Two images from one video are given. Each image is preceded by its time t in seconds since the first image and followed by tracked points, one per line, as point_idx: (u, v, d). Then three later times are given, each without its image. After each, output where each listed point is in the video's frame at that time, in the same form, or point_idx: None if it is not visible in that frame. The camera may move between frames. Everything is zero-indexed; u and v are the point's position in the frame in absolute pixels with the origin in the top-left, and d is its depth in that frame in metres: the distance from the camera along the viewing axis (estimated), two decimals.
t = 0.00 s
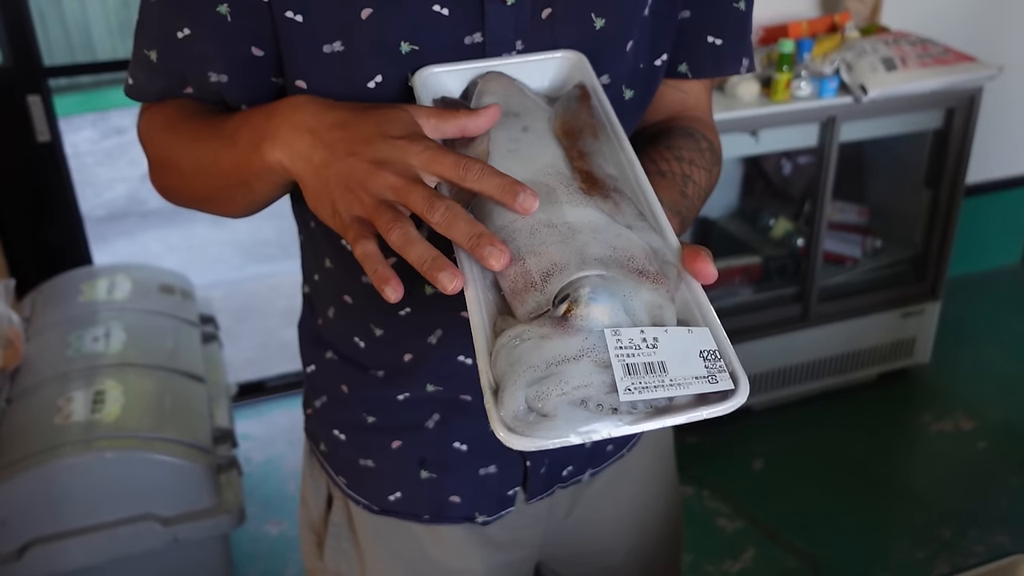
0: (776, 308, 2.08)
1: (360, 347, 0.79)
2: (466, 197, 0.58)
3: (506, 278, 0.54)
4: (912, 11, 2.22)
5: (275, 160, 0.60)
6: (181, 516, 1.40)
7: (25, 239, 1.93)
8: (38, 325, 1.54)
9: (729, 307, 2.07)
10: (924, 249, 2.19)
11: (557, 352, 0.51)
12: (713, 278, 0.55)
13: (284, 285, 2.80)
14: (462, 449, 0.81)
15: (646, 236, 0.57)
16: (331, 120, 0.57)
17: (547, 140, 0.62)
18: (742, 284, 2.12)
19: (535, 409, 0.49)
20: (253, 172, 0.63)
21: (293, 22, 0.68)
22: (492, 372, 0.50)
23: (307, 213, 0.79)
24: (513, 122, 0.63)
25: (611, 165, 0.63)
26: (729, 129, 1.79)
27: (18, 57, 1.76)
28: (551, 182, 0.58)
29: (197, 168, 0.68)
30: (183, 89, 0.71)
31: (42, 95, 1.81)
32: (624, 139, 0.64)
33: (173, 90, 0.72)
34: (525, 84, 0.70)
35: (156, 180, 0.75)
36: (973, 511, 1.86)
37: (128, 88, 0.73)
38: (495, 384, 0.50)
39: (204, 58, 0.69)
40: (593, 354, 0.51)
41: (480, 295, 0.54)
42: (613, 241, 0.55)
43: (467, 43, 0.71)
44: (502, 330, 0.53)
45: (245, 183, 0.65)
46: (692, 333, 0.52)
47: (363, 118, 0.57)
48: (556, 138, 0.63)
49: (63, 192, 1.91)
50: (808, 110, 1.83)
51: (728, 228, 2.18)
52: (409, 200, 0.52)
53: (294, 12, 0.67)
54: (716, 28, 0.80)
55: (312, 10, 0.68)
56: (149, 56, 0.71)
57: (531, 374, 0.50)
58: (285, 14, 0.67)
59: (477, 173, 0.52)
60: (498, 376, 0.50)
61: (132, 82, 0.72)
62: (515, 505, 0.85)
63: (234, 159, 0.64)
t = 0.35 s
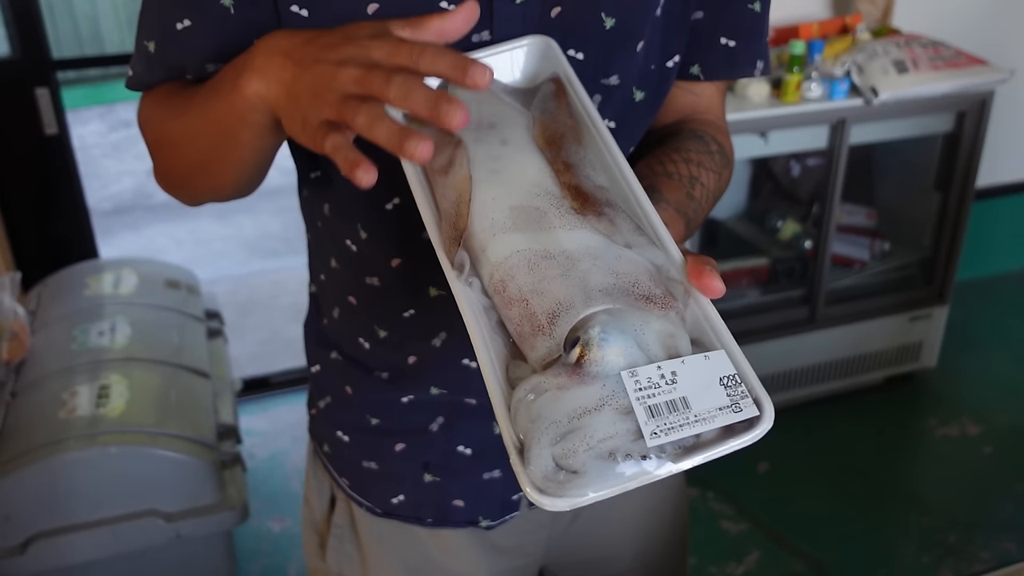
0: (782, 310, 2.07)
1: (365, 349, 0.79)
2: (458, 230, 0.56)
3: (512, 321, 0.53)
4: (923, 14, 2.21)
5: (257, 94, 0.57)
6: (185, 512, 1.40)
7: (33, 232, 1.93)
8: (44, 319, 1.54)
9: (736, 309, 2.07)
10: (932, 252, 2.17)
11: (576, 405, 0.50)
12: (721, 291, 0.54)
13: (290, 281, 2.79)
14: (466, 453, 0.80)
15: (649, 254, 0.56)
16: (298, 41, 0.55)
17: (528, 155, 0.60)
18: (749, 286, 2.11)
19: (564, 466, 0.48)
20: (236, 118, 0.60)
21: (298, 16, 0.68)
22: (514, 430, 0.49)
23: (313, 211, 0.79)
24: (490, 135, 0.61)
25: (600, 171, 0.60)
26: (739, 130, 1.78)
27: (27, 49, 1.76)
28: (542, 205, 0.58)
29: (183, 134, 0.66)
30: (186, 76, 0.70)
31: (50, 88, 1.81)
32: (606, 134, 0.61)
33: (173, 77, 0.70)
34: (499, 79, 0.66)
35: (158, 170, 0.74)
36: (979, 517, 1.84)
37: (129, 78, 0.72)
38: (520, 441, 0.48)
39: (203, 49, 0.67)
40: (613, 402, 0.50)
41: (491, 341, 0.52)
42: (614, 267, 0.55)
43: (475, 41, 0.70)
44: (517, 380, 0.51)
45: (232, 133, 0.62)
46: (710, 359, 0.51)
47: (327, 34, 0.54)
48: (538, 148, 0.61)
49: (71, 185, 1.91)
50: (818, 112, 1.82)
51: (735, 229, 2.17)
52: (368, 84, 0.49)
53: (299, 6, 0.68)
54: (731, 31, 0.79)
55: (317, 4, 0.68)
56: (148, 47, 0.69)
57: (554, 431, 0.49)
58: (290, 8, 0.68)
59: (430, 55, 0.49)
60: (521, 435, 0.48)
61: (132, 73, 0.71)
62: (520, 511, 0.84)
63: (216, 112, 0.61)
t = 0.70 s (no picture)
0: (783, 311, 2.07)
1: (355, 346, 0.78)
2: (431, 251, 0.59)
3: (482, 338, 0.55)
4: (926, 14, 2.19)
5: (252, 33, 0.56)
6: (181, 511, 1.39)
7: (32, 228, 1.93)
8: (42, 316, 1.54)
9: (737, 309, 2.06)
10: (935, 253, 2.16)
11: (538, 419, 0.51)
12: (695, 310, 0.53)
13: (291, 279, 2.79)
14: (453, 453, 0.80)
15: (621, 270, 0.57)
16: None
17: (505, 177, 0.64)
18: (751, 286, 2.11)
19: (523, 483, 0.49)
20: (229, 58, 0.58)
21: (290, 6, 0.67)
22: (475, 446, 0.50)
23: (306, 205, 0.78)
24: (469, 160, 0.64)
25: (578, 194, 0.63)
26: (740, 130, 1.77)
27: (27, 45, 1.76)
28: (515, 223, 0.60)
29: (182, 103, 0.64)
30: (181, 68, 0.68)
31: (51, 84, 1.80)
32: (588, 158, 0.64)
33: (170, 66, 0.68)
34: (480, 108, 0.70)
35: (162, 169, 0.71)
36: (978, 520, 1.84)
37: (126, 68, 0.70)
38: (480, 458, 0.49)
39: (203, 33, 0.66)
40: (576, 416, 0.50)
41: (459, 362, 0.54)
42: (586, 283, 0.57)
43: (467, 37, 0.70)
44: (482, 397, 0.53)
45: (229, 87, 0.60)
46: (677, 373, 0.51)
47: None
48: (517, 171, 0.64)
49: (71, 182, 1.90)
50: (820, 112, 1.81)
51: (737, 232, 2.18)
52: None
53: None
54: (732, 33, 0.79)
55: None
56: (145, 34, 0.67)
57: (513, 447, 0.49)
58: None
59: None
60: (481, 451, 0.50)
61: (129, 62, 0.69)
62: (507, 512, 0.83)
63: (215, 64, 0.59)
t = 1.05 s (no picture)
0: (785, 312, 2.06)
1: (353, 340, 0.78)
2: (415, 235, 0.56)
3: (467, 320, 0.53)
4: (931, 15, 2.19)
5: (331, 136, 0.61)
6: (182, 509, 1.39)
7: (34, 225, 1.93)
8: (44, 313, 1.54)
9: (739, 310, 2.06)
10: (938, 255, 2.16)
11: (523, 389, 0.49)
12: (670, 277, 0.53)
13: (293, 278, 2.79)
14: (449, 452, 0.80)
15: (603, 246, 0.56)
16: (389, 100, 0.59)
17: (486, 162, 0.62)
18: (753, 287, 2.11)
19: (510, 453, 0.47)
20: (297, 144, 0.62)
21: None
22: (461, 423, 0.49)
23: (308, 199, 0.79)
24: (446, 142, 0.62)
25: (559, 178, 0.62)
26: (743, 132, 1.77)
27: (31, 42, 1.76)
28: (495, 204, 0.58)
29: (221, 146, 0.66)
30: (189, 58, 0.68)
31: (54, 81, 1.80)
32: (568, 144, 0.63)
33: (177, 57, 0.68)
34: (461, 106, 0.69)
35: (156, 155, 0.71)
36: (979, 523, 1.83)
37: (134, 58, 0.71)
38: (467, 433, 0.48)
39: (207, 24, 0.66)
40: (560, 383, 0.49)
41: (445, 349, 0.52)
42: (567, 258, 0.54)
43: (473, 33, 0.70)
44: (467, 373, 0.51)
45: (283, 157, 0.64)
46: (662, 338, 0.50)
47: (420, 104, 0.59)
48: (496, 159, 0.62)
49: (73, 179, 1.90)
50: (823, 114, 1.81)
51: (740, 232, 2.18)
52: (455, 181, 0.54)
53: None
54: (740, 37, 0.79)
55: None
56: (155, 22, 0.68)
57: (499, 419, 0.48)
58: None
59: (511, 172, 0.55)
60: (468, 428, 0.48)
61: (139, 50, 0.70)
62: (505, 514, 0.83)
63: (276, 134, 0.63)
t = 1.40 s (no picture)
0: (788, 318, 2.07)
1: (364, 343, 0.79)
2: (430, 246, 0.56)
3: (480, 330, 0.53)
4: (936, 22, 2.19)
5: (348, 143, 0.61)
6: (185, 510, 1.40)
7: (40, 225, 1.93)
8: (49, 313, 1.54)
9: (741, 315, 2.06)
10: (941, 262, 2.16)
11: (537, 400, 0.49)
12: (683, 294, 0.53)
13: (296, 279, 2.79)
14: (456, 455, 0.80)
15: (616, 260, 0.57)
16: (407, 108, 0.59)
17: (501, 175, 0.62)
18: (755, 293, 2.12)
19: (524, 463, 0.47)
20: (315, 150, 0.62)
21: (311, 6, 0.66)
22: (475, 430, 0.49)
23: (318, 203, 0.79)
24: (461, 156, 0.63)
25: (573, 193, 0.62)
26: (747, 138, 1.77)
27: (38, 43, 1.76)
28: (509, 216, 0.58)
29: (240, 152, 0.66)
30: (211, 67, 0.68)
31: (61, 82, 1.81)
32: (583, 160, 0.63)
33: (200, 67, 0.69)
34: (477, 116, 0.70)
35: (178, 161, 0.72)
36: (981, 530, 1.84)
37: (156, 67, 0.72)
38: (481, 441, 0.48)
39: (226, 34, 0.66)
40: (574, 396, 0.49)
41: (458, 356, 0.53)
42: (582, 271, 0.55)
43: (485, 42, 0.70)
44: (481, 383, 0.51)
45: (301, 164, 0.64)
46: (674, 353, 0.50)
47: (438, 113, 0.59)
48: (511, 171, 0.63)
49: (78, 179, 1.91)
50: (828, 120, 1.81)
51: (743, 237, 2.19)
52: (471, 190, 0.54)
53: None
54: (749, 47, 0.79)
55: None
56: (176, 33, 0.69)
57: (513, 429, 0.48)
58: None
59: (527, 184, 0.55)
60: (483, 436, 0.49)
61: (160, 59, 0.71)
62: (510, 515, 0.83)
63: (294, 141, 0.63)
